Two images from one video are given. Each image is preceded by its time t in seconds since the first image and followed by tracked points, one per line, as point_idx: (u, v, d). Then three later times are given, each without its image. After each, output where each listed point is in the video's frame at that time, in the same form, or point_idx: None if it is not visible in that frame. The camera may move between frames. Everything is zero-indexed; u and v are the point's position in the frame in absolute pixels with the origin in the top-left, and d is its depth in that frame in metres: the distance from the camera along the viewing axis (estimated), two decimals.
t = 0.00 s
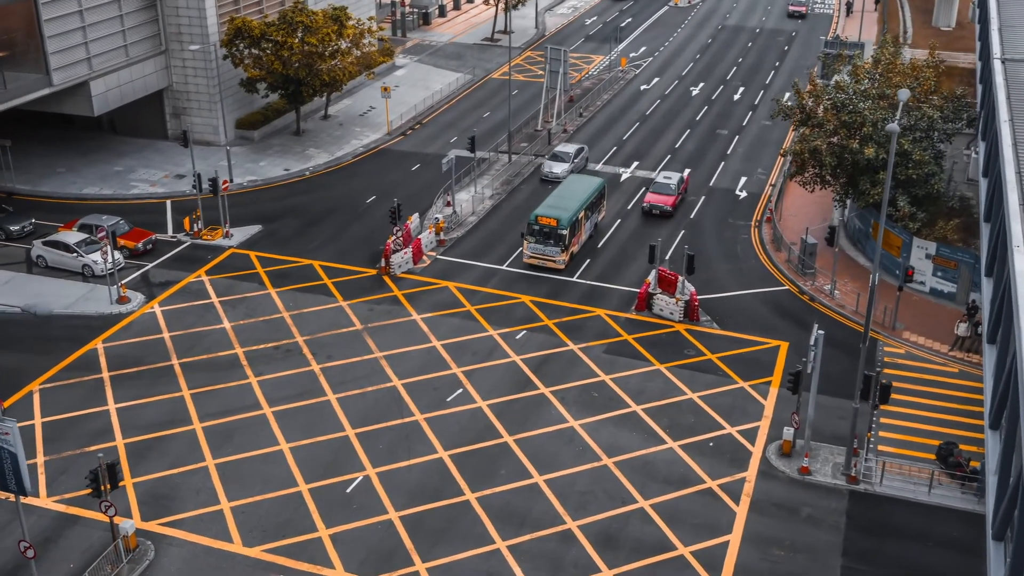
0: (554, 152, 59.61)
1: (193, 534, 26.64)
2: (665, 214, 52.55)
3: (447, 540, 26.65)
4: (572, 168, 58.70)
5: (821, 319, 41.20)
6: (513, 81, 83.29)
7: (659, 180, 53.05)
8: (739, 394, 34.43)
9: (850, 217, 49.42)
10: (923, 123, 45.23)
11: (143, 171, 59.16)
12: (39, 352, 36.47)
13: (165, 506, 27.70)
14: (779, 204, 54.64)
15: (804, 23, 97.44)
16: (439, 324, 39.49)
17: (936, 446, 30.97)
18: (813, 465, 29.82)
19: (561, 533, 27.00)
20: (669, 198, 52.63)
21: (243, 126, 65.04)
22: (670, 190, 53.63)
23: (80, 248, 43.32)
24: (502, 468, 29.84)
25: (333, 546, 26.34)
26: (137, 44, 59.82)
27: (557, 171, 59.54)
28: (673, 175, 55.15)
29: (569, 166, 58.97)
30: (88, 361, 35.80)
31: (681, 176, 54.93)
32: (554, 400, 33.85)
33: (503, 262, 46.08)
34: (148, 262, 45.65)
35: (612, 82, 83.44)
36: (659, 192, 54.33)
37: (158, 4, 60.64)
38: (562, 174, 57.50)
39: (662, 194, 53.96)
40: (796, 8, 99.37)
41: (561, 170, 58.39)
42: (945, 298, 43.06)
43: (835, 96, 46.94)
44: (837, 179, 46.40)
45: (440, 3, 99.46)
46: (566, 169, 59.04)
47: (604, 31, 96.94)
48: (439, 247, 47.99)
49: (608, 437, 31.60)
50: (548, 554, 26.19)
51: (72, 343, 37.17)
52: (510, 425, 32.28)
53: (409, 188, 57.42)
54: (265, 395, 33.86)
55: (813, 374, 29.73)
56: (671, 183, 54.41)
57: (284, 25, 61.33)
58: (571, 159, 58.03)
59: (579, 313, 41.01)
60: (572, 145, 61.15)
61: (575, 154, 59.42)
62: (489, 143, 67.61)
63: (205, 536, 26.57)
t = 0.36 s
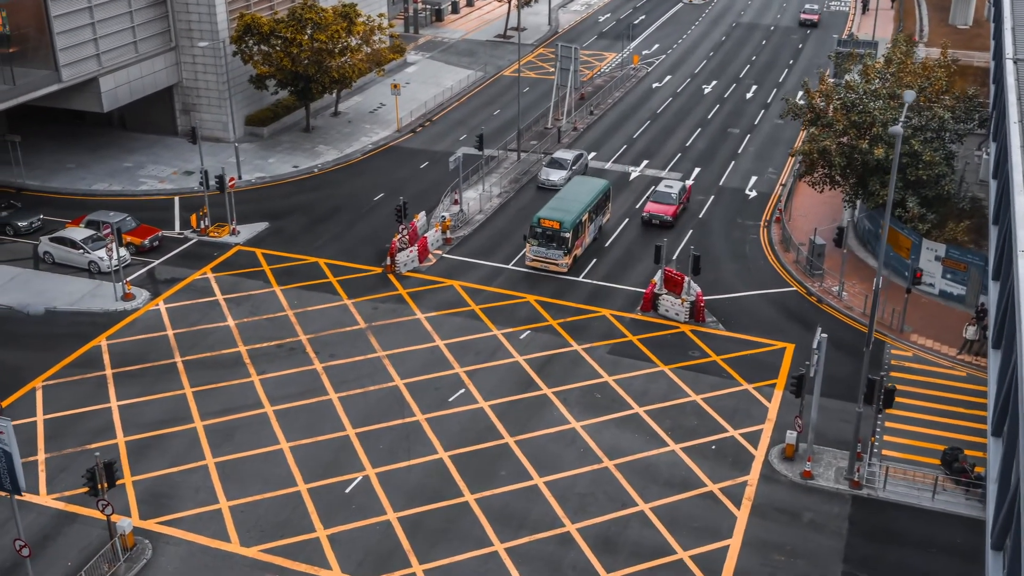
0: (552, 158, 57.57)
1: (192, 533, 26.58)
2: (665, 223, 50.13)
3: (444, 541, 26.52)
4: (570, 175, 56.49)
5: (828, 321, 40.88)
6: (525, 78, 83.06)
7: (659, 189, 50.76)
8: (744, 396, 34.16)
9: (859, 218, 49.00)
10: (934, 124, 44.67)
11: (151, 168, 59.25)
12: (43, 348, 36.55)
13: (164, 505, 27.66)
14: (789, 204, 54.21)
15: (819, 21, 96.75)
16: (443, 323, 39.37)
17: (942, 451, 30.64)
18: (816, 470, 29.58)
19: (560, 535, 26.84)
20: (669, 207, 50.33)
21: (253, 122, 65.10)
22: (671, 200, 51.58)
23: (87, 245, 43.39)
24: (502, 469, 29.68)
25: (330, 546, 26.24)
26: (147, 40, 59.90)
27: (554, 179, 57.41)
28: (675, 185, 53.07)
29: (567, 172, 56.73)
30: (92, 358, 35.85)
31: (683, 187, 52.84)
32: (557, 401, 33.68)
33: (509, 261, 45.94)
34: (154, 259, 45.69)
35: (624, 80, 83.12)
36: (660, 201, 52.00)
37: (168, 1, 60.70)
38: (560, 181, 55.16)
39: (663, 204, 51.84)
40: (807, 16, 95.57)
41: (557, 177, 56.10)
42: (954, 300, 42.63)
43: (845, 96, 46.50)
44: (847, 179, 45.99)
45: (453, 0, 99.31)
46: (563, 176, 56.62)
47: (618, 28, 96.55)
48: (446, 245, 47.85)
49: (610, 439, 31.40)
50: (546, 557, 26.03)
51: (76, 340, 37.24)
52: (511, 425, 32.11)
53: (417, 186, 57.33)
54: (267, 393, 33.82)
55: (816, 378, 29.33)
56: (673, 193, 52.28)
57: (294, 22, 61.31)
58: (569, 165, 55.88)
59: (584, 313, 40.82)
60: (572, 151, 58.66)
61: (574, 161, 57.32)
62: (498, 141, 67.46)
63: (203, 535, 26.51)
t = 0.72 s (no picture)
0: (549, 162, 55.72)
1: (190, 528, 26.51)
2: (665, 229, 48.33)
3: (441, 540, 26.38)
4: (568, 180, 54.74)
5: (835, 320, 40.53)
6: (537, 74, 82.81)
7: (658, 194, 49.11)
8: (748, 396, 33.88)
9: (869, 216, 48.58)
10: (945, 122, 44.09)
11: (161, 161, 59.34)
12: (47, 342, 36.62)
13: (162, 500, 27.62)
14: (799, 202, 53.78)
15: (836, 17, 95.98)
16: (447, 319, 39.23)
17: (947, 453, 30.31)
18: (819, 471, 29.30)
19: (559, 535, 26.67)
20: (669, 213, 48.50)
21: (262, 117, 65.10)
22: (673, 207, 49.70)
23: (93, 239, 43.46)
24: (502, 467, 29.52)
25: (328, 544, 26.11)
26: (156, 34, 59.90)
27: (552, 184, 55.68)
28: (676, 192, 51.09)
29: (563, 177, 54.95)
30: (96, 352, 35.89)
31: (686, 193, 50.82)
32: (559, 399, 33.50)
33: (515, 257, 45.79)
34: (160, 253, 45.73)
35: (636, 76, 82.73)
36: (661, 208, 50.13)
37: None
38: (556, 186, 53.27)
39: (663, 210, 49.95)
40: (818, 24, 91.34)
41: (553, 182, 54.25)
42: (964, 300, 42.19)
43: (854, 94, 46.02)
44: (857, 177, 45.58)
45: None
46: (561, 180, 54.78)
47: (631, 23, 96.12)
48: (452, 241, 47.70)
49: (612, 438, 31.19)
50: (544, 557, 25.87)
51: (80, 333, 37.29)
52: (513, 423, 31.95)
53: (425, 181, 57.21)
54: (269, 388, 33.78)
55: (820, 377, 29.02)
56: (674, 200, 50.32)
57: (303, 15, 61.09)
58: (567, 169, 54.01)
59: (589, 310, 40.62)
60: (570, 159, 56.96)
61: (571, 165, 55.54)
62: (508, 136, 67.27)
63: (200, 531, 26.43)
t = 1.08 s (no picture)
0: (547, 163, 53.77)
1: (188, 521, 26.46)
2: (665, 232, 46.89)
3: (439, 536, 26.24)
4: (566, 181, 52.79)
5: (843, 316, 40.17)
6: (549, 66, 82.47)
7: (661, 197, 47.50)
8: (753, 393, 33.59)
9: (880, 212, 48.13)
10: (958, 117, 43.49)
11: (170, 152, 59.38)
12: (51, 332, 36.68)
13: (161, 492, 27.60)
14: (810, 197, 53.30)
15: (852, 10, 95.17)
16: (451, 313, 39.09)
17: (953, 452, 29.99)
18: (821, 470, 29.03)
19: (558, 532, 26.51)
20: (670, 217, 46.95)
21: (272, 108, 65.04)
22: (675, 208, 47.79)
23: (100, 229, 43.52)
24: (503, 463, 29.36)
25: (326, 538, 26.01)
26: (166, 25, 59.85)
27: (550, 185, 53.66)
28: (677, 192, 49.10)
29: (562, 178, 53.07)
30: (100, 343, 35.94)
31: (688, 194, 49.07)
32: (562, 394, 33.31)
33: (522, 251, 45.60)
34: (167, 245, 45.75)
35: (649, 68, 82.29)
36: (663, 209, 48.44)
37: None
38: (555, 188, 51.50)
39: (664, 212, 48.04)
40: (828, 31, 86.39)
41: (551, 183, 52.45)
42: (974, 297, 41.73)
43: (865, 88, 45.48)
44: (867, 172, 45.15)
45: None
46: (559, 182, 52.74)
47: (646, 16, 95.58)
48: (458, 234, 47.52)
49: (614, 434, 30.98)
50: (542, 554, 25.70)
51: (85, 324, 37.35)
52: (514, 418, 31.79)
53: (434, 174, 57.04)
54: (272, 381, 33.72)
55: (824, 375, 28.65)
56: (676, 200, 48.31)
57: (312, 7, 60.71)
58: (565, 169, 52.00)
59: (595, 305, 40.40)
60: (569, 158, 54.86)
61: (570, 165, 53.66)
62: (518, 129, 67.05)
63: (199, 524, 26.37)
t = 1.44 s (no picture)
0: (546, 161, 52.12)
1: (186, 512, 26.43)
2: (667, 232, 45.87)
3: (438, 529, 26.13)
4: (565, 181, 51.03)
5: (851, 311, 39.81)
6: (561, 57, 82.06)
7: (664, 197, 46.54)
8: (758, 388, 33.32)
9: (892, 207, 47.64)
10: (971, 110, 42.91)
11: (180, 142, 59.39)
12: (56, 321, 36.74)
13: (161, 483, 27.60)
14: (821, 191, 52.81)
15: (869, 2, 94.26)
16: (456, 305, 38.94)
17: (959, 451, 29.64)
18: (825, 466, 28.74)
19: (557, 527, 26.34)
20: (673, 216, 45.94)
21: (283, 98, 64.96)
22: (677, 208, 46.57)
23: (107, 219, 43.60)
24: (503, 456, 29.21)
25: (324, 531, 25.93)
26: (177, 15, 59.78)
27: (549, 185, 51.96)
28: (680, 192, 47.82)
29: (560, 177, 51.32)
30: (104, 333, 35.97)
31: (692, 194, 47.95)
32: (565, 387, 33.13)
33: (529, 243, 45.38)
34: (174, 235, 45.76)
35: (662, 60, 81.79)
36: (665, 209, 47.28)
37: None
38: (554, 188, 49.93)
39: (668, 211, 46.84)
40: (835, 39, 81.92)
41: (549, 183, 50.73)
42: (985, 293, 41.25)
43: (877, 81, 45.00)
44: (879, 166, 44.71)
45: None
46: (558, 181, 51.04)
47: (660, 7, 94.95)
48: (466, 226, 47.33)
49: (616, 429, 30.77)
50: (540, 549, 25.54)
51: (90, 314, 37.39)
52: (516, 412, 31.61)
53: (443, 165, 56.85)
54: (275, 372, 33.68)
55: (828, 371, 28.20)
56: (678, 199, 47.01)
57: None
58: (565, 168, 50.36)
59: (600, 298, 40.16)
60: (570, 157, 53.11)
61: (570, 165, 51.88)
62: (528, 120, 66.77)
63: (198, 515, 26.34)
